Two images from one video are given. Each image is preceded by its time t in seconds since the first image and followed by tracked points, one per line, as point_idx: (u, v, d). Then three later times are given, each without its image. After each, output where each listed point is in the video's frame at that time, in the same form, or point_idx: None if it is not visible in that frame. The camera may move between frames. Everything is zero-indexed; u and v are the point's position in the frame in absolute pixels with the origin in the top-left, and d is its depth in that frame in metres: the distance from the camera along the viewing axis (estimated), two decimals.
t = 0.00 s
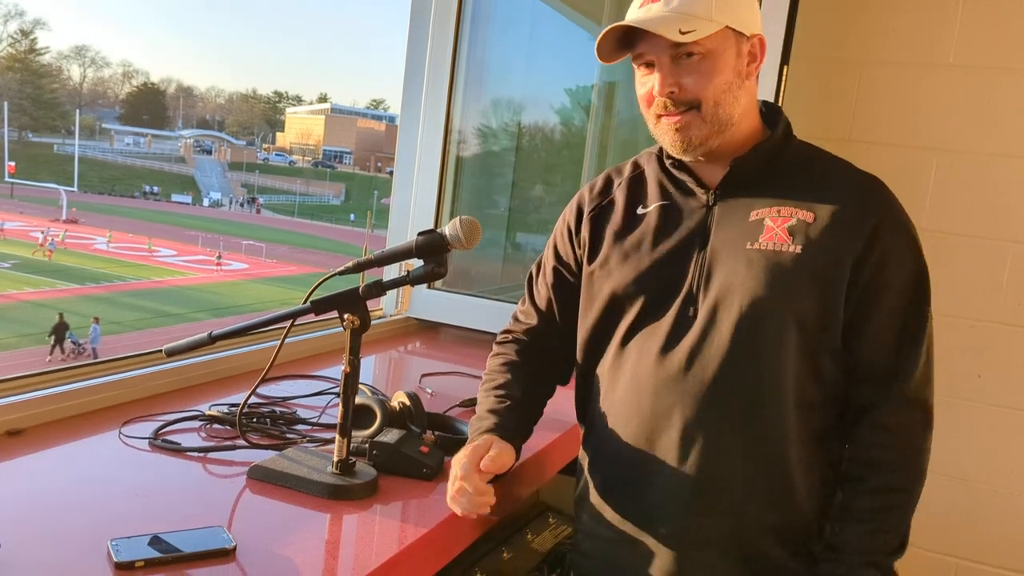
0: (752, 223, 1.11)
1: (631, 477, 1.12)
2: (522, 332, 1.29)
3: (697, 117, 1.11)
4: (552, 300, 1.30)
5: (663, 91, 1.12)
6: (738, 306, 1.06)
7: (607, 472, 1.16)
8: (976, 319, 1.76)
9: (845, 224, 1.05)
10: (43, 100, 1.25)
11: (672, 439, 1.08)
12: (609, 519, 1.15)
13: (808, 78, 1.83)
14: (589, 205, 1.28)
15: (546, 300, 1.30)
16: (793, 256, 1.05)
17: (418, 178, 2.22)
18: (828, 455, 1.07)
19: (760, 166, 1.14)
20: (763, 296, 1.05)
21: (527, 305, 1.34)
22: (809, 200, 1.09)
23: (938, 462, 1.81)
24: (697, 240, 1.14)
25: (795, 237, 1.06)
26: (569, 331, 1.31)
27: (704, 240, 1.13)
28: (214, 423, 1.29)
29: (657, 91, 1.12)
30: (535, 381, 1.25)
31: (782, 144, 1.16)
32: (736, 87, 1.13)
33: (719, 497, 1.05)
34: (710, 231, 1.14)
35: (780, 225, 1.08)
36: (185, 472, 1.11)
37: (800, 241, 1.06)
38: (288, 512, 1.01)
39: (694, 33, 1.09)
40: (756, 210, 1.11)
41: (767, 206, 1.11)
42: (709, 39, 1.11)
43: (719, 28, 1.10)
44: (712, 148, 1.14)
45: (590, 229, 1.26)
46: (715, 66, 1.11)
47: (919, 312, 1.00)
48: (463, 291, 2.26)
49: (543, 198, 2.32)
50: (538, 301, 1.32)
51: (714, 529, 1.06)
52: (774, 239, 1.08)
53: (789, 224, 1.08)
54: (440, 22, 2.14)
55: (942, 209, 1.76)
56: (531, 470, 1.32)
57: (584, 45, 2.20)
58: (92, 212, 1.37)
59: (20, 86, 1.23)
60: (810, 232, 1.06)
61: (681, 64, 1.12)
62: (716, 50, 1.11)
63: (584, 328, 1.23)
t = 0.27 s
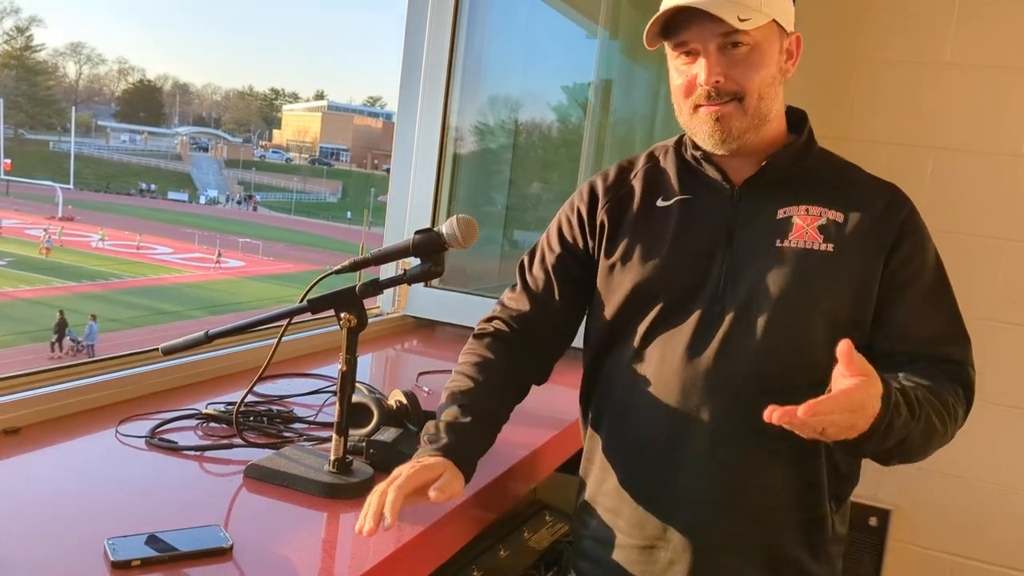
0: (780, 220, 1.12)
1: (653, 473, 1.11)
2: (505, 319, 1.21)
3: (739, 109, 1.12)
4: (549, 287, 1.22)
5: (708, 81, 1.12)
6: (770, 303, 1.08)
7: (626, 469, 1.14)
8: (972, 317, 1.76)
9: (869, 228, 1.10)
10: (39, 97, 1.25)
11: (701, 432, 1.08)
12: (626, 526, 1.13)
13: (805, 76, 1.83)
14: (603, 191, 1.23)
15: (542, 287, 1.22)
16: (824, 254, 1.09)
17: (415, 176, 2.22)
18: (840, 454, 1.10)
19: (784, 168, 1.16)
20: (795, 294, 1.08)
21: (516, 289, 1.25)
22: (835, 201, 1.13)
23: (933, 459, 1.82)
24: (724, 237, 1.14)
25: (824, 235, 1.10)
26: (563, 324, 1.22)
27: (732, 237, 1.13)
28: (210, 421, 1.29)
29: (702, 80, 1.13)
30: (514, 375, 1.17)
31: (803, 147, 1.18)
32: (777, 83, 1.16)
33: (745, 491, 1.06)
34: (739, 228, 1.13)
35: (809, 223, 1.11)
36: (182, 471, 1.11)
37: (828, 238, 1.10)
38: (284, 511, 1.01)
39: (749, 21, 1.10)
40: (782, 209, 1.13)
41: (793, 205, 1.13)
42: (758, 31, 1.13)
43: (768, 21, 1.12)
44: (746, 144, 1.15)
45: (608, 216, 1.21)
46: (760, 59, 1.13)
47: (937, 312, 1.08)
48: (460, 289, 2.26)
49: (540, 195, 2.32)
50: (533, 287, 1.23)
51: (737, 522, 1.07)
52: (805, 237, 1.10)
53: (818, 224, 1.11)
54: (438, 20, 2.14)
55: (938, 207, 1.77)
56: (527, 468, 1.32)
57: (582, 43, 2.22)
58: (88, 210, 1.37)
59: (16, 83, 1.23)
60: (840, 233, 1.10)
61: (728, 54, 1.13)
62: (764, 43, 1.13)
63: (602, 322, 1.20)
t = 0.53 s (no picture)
0: (787, 221, 1.13)
1: (671, 474, 1.09)
2: (492, 322, 1.17)
3: (758, 106, 1.13)
4: (544, 289, 1.18)
5: (730, 76, 1.13)
6: (784, 304, 1.08)
7: (641, 472, 1.12)
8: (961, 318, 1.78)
9: (877, 231, 1.12)
10: (29, 96, 1.25)
11: (718, 431, 1.07)
12: (637, 540, 1.11)
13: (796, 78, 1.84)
14: (605, 193, 1.21)
15: (539, 288, 1.18)
16: (835, 255, 1.11)
17: (407, 177, 2.22)
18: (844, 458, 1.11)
19: (787, 172, 1.16)
20: (808, 294, 1.09)
21: (506, 292, 1.21)
22: (840, 203, 1.14)
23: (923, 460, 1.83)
24: (732, 240, 1.13)
25: (834, 237, 1.11)
26: (557, 325, 1.18)
27: (739, 241, 1.13)
28: (201, 423, 1.29)
29: (723, 75, 1.13)
30: (500, 381, 1.12)
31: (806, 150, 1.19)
32: (795, 82, 1.17)
33: (762, 489, 1.06)
34: (746, 231, 1.13)
35: (818, 225, 1.12)
36: (173, 472, 1.11)
37: (837, 241, 1.11)
38: (274, 513, 1.01)
39: (773, 18, 1.12)
40: (789, 211, 1.13)
41: (796, 207, 1.14)
42: (779, 29, 1.14)
43: (788, 20, 1.14)
44: (759, 143, 1.15)
45: (613, 219, 1.19)
46: (780, 57, 1.14)
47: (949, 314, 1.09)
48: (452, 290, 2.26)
49: (533, 197, 2.33)
50: (524, 289, 1.19)
51: (755, 522, 1.06)
52: (814, 238, 1.11)
53: (825, 225, 1.12)
54: (431, 21, 2.14)
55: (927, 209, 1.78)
56: (519, 470, 1.32)
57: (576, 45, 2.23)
58: (79, 211, 1.36)
59: (6, 83, 1.22)
60: (849, 233, 1.12)
61: (748, 50, 1.14)
62: (784, 41, 1.14)
63: (611, 324, 1.18)
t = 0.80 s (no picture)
0: (782, 234, 1.12)
1: (664, 491, 1.10)
2: (477, 341, 1.07)
3: (740, 109, 1.12)
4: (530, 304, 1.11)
5: (712, 79, 1.11)
6: (776, 321, 1.08)
7: (634, 489, 1.12)
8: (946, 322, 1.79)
9: (871, 244, 1.13)
10: (18, 100, 1.25)
11: (712, 447, 1.08)
12: (633, 560, 1.10)
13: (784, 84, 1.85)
14: (592, 201, 1.17)
15: (524, 301, 1.11)
16: (830, 272, 1.10)
17: (397, 181, 2.22)
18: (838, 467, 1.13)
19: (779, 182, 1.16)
20: (800, 308, 1.08)
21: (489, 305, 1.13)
22: (833, 215, 1.14)
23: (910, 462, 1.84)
24: (725, 251, 1.12)
25: (828, 253, 1.11)
26: (546, 341, 1.10)
27: (732, 252, 1.12)
28: (189, 428, 1.28)
29: (704, 78, 1.12)
30: (483, 402, 1.03)
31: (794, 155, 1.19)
32: (777, 85, 1.17)
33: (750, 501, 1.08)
34: (740, 242, 1.12)
35: (813, 239, 1.12)
36: (160, 477, 1.11)
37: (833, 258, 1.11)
38: (262, 518, 1.01)
39: (755, 17, 1.10)
40: (783, 223, 1.13)
41: (792, 219, 1.13)
42: (760, 29, 1.13)
43: (771, 19, 1.13)
44: (744, 149, 1.15)
45: (602, 229, 1.15)
46: (762, 58, 1.13)
47: (941, 337, 1.15)
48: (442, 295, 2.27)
49: (524, 201, 2.34)
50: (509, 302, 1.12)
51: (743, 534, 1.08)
52: (809, 254, 1.11)
53: (819, 239, 1.12)
54: (420, 25, 2.15)
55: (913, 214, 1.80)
56: (507, 473, 1.32)
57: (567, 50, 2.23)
58: (69, 215, 1.36)
59: None
60: (843, 249, 1.12)
61: (730, 51, 1.13)
62: (767, 41, 1.13)
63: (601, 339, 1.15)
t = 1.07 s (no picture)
0: (770, 251, 1.14)
1: (654, 514, 1.09)
2: (460, 356, 1.06)
3: (715, 132, 1.13)
4: (515, 319, 1.10)
5: (683, 104, 1.12)
6: (765, 340, 1.09)
7: (628, 513, 1.11)
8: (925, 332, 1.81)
9: (857, 264, 1.14)
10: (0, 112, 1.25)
11: (701, 468, 1.08)
12: None
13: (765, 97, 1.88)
14: (579, 214, 1.17)
15: (510, 313, 1.10)
16: (820, 289, 1.12)
17: (381, 194, 2.22)
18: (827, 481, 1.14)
19: (764, 198, 1.18)
20: (786, 329, 1.09)
21: (474, 316, 1.12)
22: (820, 230, 1.16)
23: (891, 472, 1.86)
24: (712, 270, 1.12)
25: (817, 269, 1.13)
26: (528, 356, 1.10)
27: (721, 270, 1.12)
28: (173, 442, 1.28)
29: (676, 104, 1.13)
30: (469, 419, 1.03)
31: (776, 167, 1.21)
32: (751, 102, 1.17)
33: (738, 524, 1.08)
34: (728, 260, 1.13)
35: (802, 255, 1.13)
36: (144, 491, 1.11)
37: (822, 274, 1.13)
38: (246, 532, 1.01)
39: (723, 40, 1.11)
40: (770, 239, 1.14)
41: (781, 235, 1.15)
42: (731, 49, 1.14)
43: (741, 38, 1.14)
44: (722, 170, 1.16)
45: (589, 245, 1.14)
46: (734, 78, 1.14)
47: (944, 322, 1.20)
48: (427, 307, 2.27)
49: (510, 213, 2.36)
50: (494, 314, 1.11)
51: (733, 555, 1.08)
52: (798, 271, 1.12)
53: (808, 255, 1.13)
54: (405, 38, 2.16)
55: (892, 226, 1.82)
56: (492, 485, 1.33)
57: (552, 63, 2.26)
58: (53, 227, 1.36)
59: None
60: (833, 264, 1.13)
61: (701, 74, 1.14)
62: (738, 61, 1.14)
63: (589, 360, 1.14)
